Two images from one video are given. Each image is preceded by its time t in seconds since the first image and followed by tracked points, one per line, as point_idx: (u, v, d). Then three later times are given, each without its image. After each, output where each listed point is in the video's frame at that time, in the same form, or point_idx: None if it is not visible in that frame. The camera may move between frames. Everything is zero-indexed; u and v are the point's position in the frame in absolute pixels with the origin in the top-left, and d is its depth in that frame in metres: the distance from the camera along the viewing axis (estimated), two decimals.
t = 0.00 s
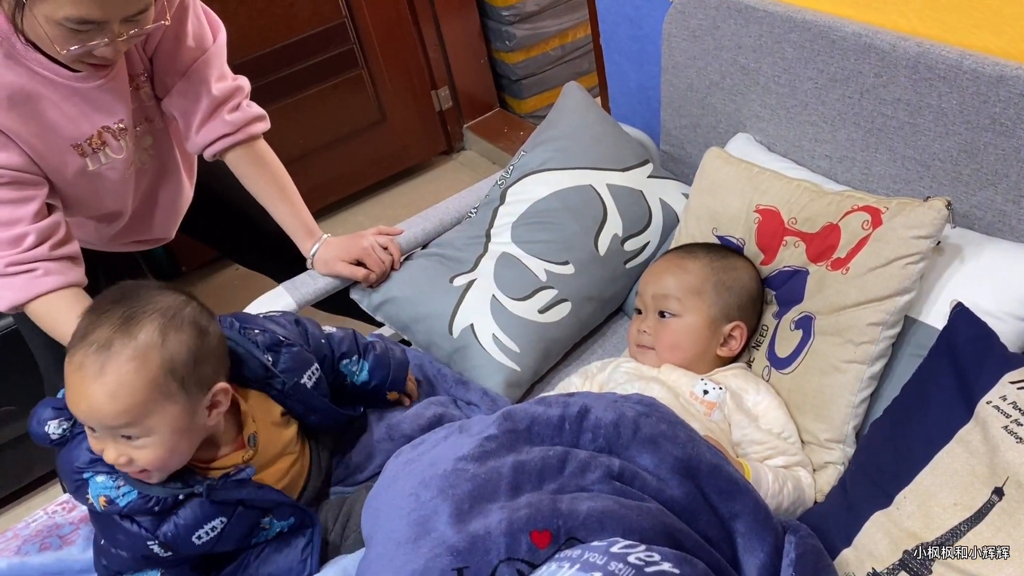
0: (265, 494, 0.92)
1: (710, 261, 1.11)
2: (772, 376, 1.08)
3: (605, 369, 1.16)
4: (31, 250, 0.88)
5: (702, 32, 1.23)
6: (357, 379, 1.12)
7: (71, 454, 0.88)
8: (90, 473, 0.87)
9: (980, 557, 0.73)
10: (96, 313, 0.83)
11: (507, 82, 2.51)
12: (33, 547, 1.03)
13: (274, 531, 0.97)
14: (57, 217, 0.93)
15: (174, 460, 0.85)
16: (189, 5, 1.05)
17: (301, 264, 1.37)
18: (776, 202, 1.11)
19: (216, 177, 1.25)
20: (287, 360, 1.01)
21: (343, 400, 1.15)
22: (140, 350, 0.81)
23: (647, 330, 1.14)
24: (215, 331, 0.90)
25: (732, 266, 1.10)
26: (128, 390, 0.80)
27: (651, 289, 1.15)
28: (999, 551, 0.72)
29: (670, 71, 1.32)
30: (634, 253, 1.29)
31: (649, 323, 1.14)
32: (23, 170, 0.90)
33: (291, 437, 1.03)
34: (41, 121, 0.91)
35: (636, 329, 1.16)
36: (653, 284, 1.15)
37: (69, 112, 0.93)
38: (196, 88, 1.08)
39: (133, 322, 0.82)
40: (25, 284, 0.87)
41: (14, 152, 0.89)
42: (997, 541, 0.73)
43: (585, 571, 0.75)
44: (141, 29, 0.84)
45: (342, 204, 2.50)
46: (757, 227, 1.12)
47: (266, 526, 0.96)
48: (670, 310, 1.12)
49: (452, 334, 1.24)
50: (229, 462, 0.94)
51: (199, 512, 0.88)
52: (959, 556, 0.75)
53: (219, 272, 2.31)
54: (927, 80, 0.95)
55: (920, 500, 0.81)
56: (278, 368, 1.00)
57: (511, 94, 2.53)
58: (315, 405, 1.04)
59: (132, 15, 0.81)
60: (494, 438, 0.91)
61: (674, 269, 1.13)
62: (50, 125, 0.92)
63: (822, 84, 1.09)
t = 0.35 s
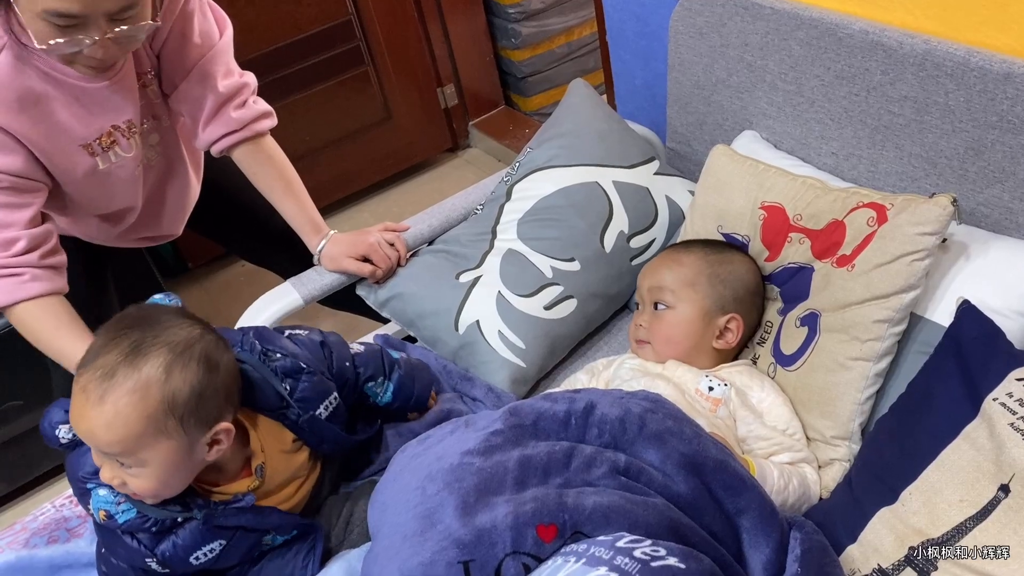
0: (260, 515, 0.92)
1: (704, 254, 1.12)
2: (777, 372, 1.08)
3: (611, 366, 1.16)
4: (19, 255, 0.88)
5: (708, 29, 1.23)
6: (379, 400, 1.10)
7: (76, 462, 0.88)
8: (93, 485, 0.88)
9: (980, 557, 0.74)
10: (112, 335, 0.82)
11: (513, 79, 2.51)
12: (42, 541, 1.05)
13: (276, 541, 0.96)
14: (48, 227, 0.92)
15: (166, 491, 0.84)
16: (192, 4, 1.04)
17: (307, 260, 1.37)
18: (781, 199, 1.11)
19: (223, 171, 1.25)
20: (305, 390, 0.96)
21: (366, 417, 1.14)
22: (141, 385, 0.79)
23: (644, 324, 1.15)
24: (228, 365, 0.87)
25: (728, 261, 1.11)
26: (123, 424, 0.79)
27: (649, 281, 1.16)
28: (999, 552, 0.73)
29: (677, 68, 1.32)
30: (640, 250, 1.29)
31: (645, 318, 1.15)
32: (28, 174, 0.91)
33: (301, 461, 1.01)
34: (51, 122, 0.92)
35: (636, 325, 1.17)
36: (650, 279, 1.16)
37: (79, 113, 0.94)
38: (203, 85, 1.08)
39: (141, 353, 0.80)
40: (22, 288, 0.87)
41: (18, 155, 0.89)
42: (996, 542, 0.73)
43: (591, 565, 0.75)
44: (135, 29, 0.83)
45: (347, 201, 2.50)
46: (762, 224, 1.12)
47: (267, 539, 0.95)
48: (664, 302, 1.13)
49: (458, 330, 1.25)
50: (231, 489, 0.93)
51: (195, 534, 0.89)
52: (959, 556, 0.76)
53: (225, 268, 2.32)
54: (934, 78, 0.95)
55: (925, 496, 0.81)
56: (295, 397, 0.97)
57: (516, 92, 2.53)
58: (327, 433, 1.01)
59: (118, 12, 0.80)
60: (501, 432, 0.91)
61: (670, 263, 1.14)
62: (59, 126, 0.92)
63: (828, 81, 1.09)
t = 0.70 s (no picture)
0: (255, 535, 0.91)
1: (705, 252, 1.12)
2: (781, 370, 1.08)
3: (615, 364, 1.16)
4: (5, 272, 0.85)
5: (713, 26, 1.22)
6: (401, 424, 1.07)
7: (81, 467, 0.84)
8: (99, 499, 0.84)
9: (980, 557, 0.74)
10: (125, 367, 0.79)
11: (516, 76, 2.51)
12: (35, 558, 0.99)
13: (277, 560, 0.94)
14: (49, 239, 0.91)
15: (167, 523, 0.83)
16: None
17: (309, 256, 1.37)
18: (785, 195, 1.10)
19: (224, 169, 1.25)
20: (323, 424, 0.94)
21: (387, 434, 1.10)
22: (146, 428, 0.77)
23: (647, 322, 1.15)
24: (241, 405, 0.84)
25: (729, 257, 1.10)
26: (126, 464, 0.77)
27: (652, 279, 1.15)
28: (1000, 552, 0.73)
29: (681, 65, 1.32)
30: (643, 247, 1.29)
31: (647, 316, 1.15)
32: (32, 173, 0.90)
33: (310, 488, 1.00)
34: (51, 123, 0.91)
35: (637, 323, 1.17)
36: (650, 278, 1.16)
37: (74, 111, 0.94)
38: (203, 82, 1.05)
39: (149, 394, 0.77)
40: (24, 301, 0.86)
41: (19, 155, 0.88)
42: (997, 541, 0.74)
43: (594, 563, 0.75)
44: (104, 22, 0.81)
45: (351, 197, 2.50)
46: (766, 221, 1.12)
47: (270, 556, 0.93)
48: (667, 300, 1.13)
49: (461, 327, 1.24)
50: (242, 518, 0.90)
51: (196, 554, 0.87)
52: (960, 556, 0.76)
53: (229, 265, 2.32)
54: (940, 75, 0.95)
55: (930, 494, 0.81)
56: (312, 429, 0.95)
57: (520, 89, 2.53)
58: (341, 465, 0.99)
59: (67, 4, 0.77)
60: (504, 429, 0.91)
61: (671, 261, 1.14)
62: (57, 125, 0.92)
63: (834, 78, 1.08)
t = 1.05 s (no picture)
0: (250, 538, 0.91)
1: (705, 252, 1.12)
2: (781, 370, 1.08)
3: (614, 363, 1.16)
4: (15, 273, 0.85)
5: (713, 24, 1.22)
6: (401, 430, 1.07)
7: (80, 468, 0.84)
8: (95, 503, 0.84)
9: (980, 557, 0.74)
10: (128, 358, 0.80)
11: (517, 73, 2.50)
12: (31, 567, 0.99)
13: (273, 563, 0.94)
14: (55, 238, 0.90)
15: (165, 521, 0.82)
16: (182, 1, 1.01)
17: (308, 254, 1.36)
18: (786, 195, 1.10)
19: (223, 171, 1.25)
20: (319, 429, 0.94)
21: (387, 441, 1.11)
22: (149, 419, 0.77)
23: (647, 323, 1.14)
24: (242, 400, 0.84)
25: (729, 258, 1.10)
26: (127, 457, 0.77)
27: (652, 280, 1.15)
28: (999, 552, 0.73)
29: (681, 63, 1.31)
30: (643, 246, 1.28)
31: (646, 316, 1.15)
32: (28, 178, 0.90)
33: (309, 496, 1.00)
34: (41, 130, 0.92)
35: (637, 323, 1.16)
36: (650, 278, 1.15)
37: (62, 117, 0.94)
38: (194, 84, 1.04)
39: (152, 385, 0.78)
40: (37, 301, 0.86)
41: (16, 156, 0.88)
42: (997, 541, 0.73)
43: (592, 565, 0.75)
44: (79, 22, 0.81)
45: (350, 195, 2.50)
46: (766, 220, 1.12)
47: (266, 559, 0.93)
48: (667, 301, 1.13)
49: (460, 327, 1.24)
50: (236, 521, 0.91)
51: (191, 556, 0.87)
52: (960, 556, 0.76)
53: (229, 263, 2.32)
54: (941, 73, 0.94)
55: (930, 495, 0.81)
56: (309, 433, 0.94)
57: (520, 86, 2.52)
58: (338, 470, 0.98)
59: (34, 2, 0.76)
60: (503, 430, 0.91)
61: (671, 261, 1.13)
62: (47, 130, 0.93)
63: (835, 76, 1.08)
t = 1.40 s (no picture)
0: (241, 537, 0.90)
1: (706, 251, 1.11)
2: (780, 368, 1.07)
3: (614, 362, 1.15)
4: (23, 278, 0.84)
5: (712, 19, 1.21)
6: (390, 427, 1.06)
7: (69, 471, 0.85)
8: (84, 503, 0.84)
9: (980, 557, 0.74)
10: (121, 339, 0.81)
11: (515, 70, 2.49)
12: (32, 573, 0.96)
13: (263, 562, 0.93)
14: (54, 241, 0.89)
15: (174, 502, 0.82)
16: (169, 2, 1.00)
17: (305, 250, 1.36)
18: (785, 192, 1.09)
19: (218, 171, 1.25)
20: (301, 421, 0.95)
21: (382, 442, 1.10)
22: (158, 387, 0.79)
23: (646, 321, 1.14)
24: (237, 369, 0.88)
25: (729, 256, 1.10)
26: (140, 430, 0.77)
27: (652, 278, 1.14)
28: (999, 552, 0.72)
29: (680, 59, 1.30)
30: (642, 244, 1.28)
31: (646, 313, 1.14)
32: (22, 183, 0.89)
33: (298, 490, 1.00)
34: (33, 137, 0.91)
35: (637, 322, 1.15)
36: (649, 276, 1.15)
37: (52, 123, 0.93)
38: (186, 86, 1.03)
39: (157, 354, 0.80)
40: (49, 306, 0.85)
41: (8, 161, 0.87)
42: (997, 541, 0.73)
43: (590, 566, 0.74)
44: (59, 25, 0.79)
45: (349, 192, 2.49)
46: (766, 218, 1.11)
47: (257, 557, 0.92)
48: (667, 299, 1.12)
49: (458, 325, 1.24)
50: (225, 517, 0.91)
51: (181, 555, 0.87)
52: (960, 557, 0.75)
53: (227, 261, 2.31)
54: (941, 69, 0.93)
55: (931, 494, 0.80)
56: (292, 426, 0.95)
57: (519, 82, 2.51)
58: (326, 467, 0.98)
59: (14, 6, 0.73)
60: (501, 429, 0.90)
61: (671, 260, 1.13)
62: (40, 137, 0.92)
63: (834, 72, 1.07)
